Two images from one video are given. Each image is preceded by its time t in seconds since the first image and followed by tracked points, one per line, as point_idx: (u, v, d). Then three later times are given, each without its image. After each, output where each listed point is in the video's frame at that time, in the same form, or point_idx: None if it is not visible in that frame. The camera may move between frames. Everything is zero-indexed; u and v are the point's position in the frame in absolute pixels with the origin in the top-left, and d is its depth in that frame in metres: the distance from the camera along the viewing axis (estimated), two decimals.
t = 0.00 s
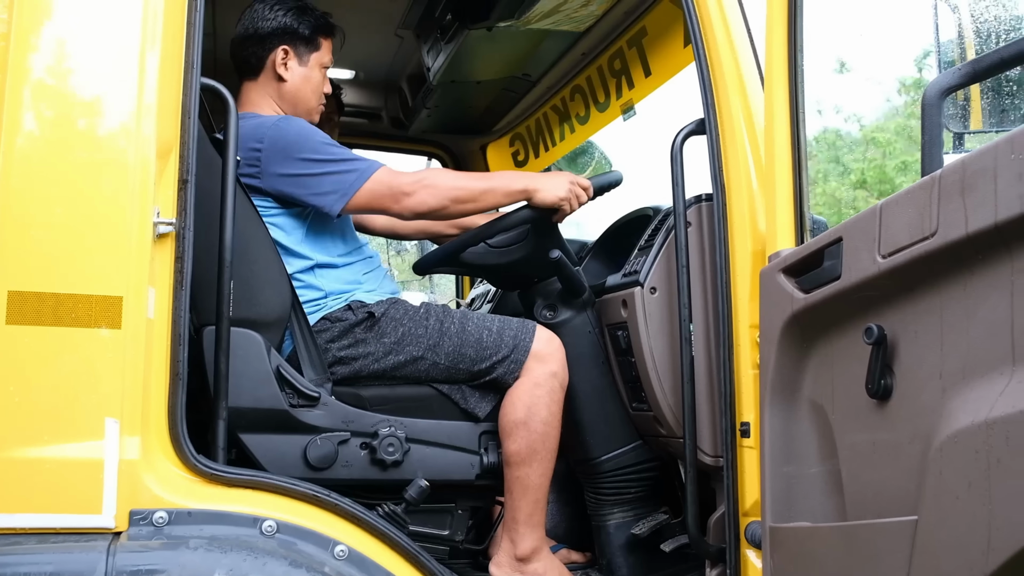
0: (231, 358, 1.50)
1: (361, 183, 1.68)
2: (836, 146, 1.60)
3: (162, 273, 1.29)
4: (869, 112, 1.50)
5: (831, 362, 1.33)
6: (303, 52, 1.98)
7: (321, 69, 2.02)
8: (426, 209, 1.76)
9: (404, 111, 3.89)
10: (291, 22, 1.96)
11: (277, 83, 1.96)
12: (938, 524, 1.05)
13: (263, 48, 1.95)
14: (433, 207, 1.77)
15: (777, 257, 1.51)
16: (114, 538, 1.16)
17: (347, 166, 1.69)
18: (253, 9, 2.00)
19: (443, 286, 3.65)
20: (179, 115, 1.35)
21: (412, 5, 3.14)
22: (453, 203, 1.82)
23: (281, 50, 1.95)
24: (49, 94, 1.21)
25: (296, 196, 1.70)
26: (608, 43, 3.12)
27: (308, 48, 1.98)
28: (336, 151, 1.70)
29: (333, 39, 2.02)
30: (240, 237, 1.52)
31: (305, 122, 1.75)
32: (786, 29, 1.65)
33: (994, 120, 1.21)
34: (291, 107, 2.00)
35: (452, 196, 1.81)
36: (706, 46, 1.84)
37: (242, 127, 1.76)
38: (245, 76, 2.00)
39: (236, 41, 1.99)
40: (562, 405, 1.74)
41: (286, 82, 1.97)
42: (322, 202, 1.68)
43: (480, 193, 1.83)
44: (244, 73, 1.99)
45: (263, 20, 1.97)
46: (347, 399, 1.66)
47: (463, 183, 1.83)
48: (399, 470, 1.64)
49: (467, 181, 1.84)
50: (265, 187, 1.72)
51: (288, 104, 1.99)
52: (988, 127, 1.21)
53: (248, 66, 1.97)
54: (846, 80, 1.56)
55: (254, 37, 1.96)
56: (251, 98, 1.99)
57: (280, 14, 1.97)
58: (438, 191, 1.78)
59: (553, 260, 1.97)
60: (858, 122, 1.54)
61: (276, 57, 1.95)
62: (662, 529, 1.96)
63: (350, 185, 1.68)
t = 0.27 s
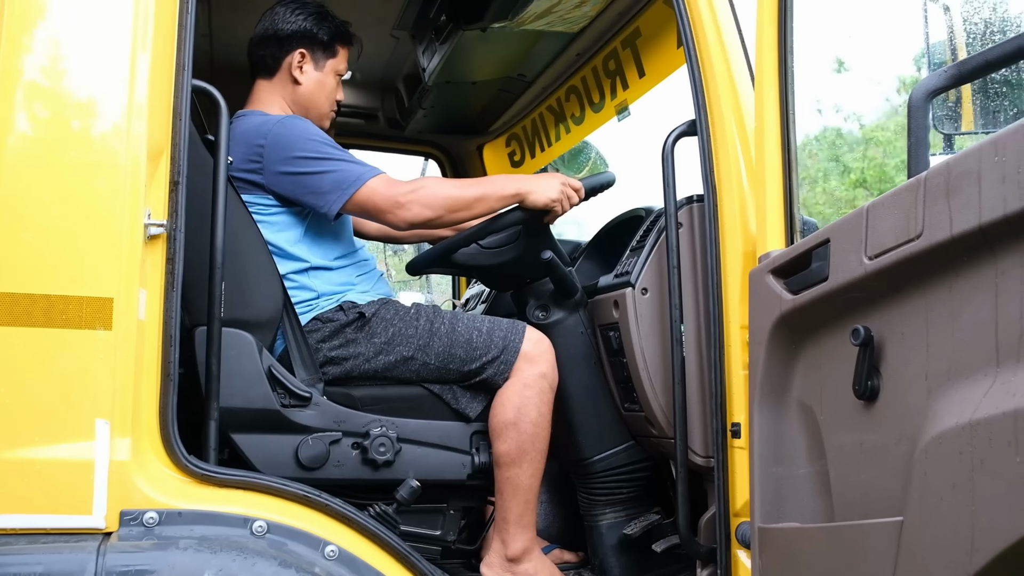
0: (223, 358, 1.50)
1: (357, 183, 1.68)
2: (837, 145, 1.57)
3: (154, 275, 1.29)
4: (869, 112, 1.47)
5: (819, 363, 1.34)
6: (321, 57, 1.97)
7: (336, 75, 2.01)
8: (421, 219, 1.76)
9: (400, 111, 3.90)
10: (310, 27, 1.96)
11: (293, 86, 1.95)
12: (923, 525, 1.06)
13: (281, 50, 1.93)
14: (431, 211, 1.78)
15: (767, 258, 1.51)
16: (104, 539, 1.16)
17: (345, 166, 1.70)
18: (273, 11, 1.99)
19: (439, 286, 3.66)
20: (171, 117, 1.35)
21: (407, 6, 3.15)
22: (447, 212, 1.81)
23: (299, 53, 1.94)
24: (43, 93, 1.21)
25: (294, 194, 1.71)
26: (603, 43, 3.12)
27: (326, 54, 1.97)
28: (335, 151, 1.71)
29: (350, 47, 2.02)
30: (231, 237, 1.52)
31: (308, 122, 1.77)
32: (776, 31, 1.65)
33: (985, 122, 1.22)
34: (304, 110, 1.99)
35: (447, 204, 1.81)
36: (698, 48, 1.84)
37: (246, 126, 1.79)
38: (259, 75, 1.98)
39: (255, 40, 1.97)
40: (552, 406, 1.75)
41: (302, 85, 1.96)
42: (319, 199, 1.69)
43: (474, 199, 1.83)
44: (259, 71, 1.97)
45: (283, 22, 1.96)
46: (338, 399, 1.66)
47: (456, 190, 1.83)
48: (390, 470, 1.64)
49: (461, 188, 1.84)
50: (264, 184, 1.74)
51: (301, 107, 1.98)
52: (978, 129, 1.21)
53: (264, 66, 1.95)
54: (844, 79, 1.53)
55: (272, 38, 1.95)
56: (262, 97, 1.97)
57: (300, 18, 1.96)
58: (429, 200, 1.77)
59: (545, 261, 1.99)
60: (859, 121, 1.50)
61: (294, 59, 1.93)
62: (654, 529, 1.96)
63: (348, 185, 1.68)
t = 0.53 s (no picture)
0: (216, 361, 1.50)
1: (346, 191, 1.69)
2: (842, 144, 1.54)
3: (146, 279, 1.30)
4: (877, 113, 1.43)
5: (809, 366, 1.35)
6: (303, 60, 1.98)
7: (320, 77, 2.02)
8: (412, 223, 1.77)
9: (399, 114, 3.90)
10: (290, 30, 1.96)
11: (276, 90, 1.96)
12: (908, 528, 1.07)
13: (262, 55, 1.94)
14: (425, 214, 1.79)
15: (758, 261, 1.52)
16: (96, 541, 1.17)
17: (334, 174, 1.71)
18: (253, 16, 2.00)
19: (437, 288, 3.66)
20: (163, 122, 1.36)
21: (404, 9, 3.15)
22: (439, 217, 1.82)
23: (280, 57, 1.95)
24: (38, 95, 1.22)
25: (283, 202, 1.72)
26: (599, 46, 3.13)
27: (308, 56, 1.98)
28: (324, 158, 1.72)
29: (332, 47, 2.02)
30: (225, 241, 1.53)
31: (297, 129, 1.77)
32: (767, 34, 1.66)
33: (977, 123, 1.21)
34: (288, 114, 2.00)
35: (438, 208, 1.81)
36: (690, 51, 1.85)
37: (235, 132, 1.79)
38: (242, 82, 1.99)
39: (235, 47, 1.98)
40: (544, 409, 1.76)
41: (285, 89, 1.96)
42: (308, 207, 1.69)
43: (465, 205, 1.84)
44: (241, 78, 1.98)
45: (263, 28, 1.96)
46: (331, 402, 1.67)
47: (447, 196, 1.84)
48: (383, 473, 1.65)
49: (452, 193, 1.84)
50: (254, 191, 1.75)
51: (286, 111, 1.99)
52: (971, 131, 1.21)
53: (247, 72, 1.96)
54: (847, 80, 1.50)
55: (253, 44, 1.96)
56: (248, 104, 1.98)
57: (281, 21, 1.97)
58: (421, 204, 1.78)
59: (539, 264, 1.99)
60: (863, 122, 1.47)
61: (275, 64, 1.94)
62: (647, 531, 1.96)
63: (338, 191, 1.69)
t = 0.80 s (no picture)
0: (216, 364, 1.52)
1: (339, 191, 1.70)
2: (851, 144, 1.52)
3: (147, 282, 1.31)
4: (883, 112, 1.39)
5: (805, 369, 1.35)
6: (292, 63, 1.99)
7: (310, 78, 2.03)
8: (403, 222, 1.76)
9: (404, 116, 3.91)
10: (278, 34, 1.97)
11: (267, 94, 1.98)
12: (901, 529, 1.07)
13: (252, 61, 1.96)
14: (417, 212, 1.78)
15: (754, 264, 1.53)
16: (97, 542, 1.19)
17: (326, 175, 1.71)
18: (240, 22, 2.01)
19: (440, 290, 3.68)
20: (165, 126, 1.38)
21: (407, 12, 3.17)
22: (430, 216, 1.80)
23: (270, 61, 1.97)
24: (43, 99, 1.24)
25: (276, 204, 1.72)
26: (600, 48, 3.14)
27: (297, 59, 1.99)
28: (316, 161, 1.73)
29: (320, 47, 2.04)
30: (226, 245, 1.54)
31: (287, 133, 1.78)
32: (765, 37, 1.67)
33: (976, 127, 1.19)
34: (282, 118, 2.01)
35: (428, 207, 1.80)
36: (688, 54, 1.86)
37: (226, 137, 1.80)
38: (234, 88, 2.01)
39: (226, 53, 2.00)
40: (542, 411, 1.77)
41: (276, 93, 1.98)
42: (301, 209, 1.70)
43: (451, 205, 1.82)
44: (234, 84, 2.01)
45: (251, 33, 1.98)
46: (332, 404, 1.68)
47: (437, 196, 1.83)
48: (383, 474, 1.66)
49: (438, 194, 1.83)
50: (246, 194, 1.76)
51: (278, 115, 2.00)
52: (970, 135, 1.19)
53: (237, 78, 1.99)
54: (855, 81, 1.48)
55: (243, 50, 1.98)
56: (241, 110, 2.00)
57: (267, 25, 1.98)
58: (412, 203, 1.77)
59: (538, 267, 2.00)
60: (871, 121, 1.45)
61: (265, 68, 1.96)
62: (647, 532, 1.97)
63: (330, 192, 1.70)
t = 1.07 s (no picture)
0: (222, 363, 1.53)
1: (331, 203, 1.71)
2: (862, 143, 1.48)
3: (153, 283, 1.33)
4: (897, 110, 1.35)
5: (807, 369, 1.36)
6: (305, 68, 2.01)
7: (322, 82, 2.05)
8: (393, 232, 1.75)
9: (411, 117, 3.92)
10: (291, 40, 1.99)
11: (281, 99, 1.99)
12: (900, 530, 1.07)
13: (266, 66, 1.97)
14: (406, 218, 1.78)
15: (757, 264, 1.53)
16: (103, 541, 1.20)
17: (322, 186, 1.72)
18: (251, 28, 2.02)
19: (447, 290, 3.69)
20: (170, 128, 1.39)
21: (413, 13, 3.18)
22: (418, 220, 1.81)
23: (284, 67, 1.98)
24: (51, 101, 1.26)
25: (273, 208, 1.74)
26: (606, 49, 3.14)
27: (310, 64, 2.01)
28: (316, 171, 1.74)
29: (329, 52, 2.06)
30: (231, 246, 1.55)
31: (294, 139, 1.79)
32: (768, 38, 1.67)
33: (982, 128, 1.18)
34: (293, 121, 2.03)
35: (415, 211, 1.81)
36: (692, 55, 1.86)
37: (234, 137, 1.81)
38: (245, 93, 2.01)
39: (236, 59, 2.00)
40: (546, 411, 1.78)
41: (290, 97, 1.99)
42: (295, 216, 1.71)
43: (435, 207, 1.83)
44: (245, 89, 2.01)
45: (264, 39, 1.99)
46: (336, 404, 1.69)
47: (419, 201, 1.84)
48: (388, 474, 1.67)
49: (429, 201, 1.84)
50: (247, 194, 1.77)
51: (290, 119, 2.02)
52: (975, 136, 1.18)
53: (249, 83, 1.99)
54: (867, 80, 1.45)
55: (256, 55, 1.98)
56: (252, 113, 2.01)
57: (280, 30, 1.99)
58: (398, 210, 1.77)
59: (541, 267, 2.02)
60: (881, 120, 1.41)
61: (279, 73, 1.97)
62: (651, 532, 1.97)
63: (324, 204, 1.71)
